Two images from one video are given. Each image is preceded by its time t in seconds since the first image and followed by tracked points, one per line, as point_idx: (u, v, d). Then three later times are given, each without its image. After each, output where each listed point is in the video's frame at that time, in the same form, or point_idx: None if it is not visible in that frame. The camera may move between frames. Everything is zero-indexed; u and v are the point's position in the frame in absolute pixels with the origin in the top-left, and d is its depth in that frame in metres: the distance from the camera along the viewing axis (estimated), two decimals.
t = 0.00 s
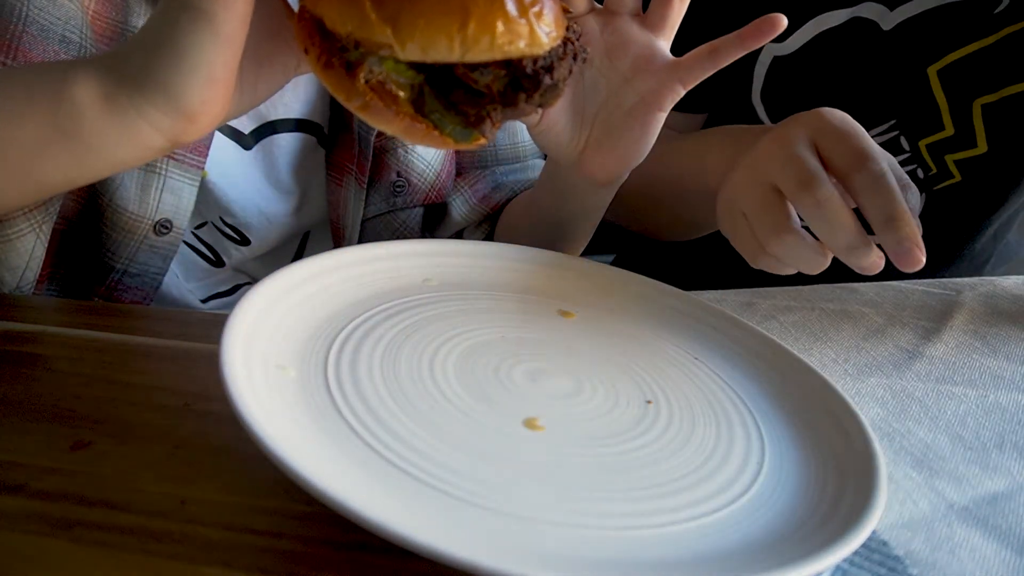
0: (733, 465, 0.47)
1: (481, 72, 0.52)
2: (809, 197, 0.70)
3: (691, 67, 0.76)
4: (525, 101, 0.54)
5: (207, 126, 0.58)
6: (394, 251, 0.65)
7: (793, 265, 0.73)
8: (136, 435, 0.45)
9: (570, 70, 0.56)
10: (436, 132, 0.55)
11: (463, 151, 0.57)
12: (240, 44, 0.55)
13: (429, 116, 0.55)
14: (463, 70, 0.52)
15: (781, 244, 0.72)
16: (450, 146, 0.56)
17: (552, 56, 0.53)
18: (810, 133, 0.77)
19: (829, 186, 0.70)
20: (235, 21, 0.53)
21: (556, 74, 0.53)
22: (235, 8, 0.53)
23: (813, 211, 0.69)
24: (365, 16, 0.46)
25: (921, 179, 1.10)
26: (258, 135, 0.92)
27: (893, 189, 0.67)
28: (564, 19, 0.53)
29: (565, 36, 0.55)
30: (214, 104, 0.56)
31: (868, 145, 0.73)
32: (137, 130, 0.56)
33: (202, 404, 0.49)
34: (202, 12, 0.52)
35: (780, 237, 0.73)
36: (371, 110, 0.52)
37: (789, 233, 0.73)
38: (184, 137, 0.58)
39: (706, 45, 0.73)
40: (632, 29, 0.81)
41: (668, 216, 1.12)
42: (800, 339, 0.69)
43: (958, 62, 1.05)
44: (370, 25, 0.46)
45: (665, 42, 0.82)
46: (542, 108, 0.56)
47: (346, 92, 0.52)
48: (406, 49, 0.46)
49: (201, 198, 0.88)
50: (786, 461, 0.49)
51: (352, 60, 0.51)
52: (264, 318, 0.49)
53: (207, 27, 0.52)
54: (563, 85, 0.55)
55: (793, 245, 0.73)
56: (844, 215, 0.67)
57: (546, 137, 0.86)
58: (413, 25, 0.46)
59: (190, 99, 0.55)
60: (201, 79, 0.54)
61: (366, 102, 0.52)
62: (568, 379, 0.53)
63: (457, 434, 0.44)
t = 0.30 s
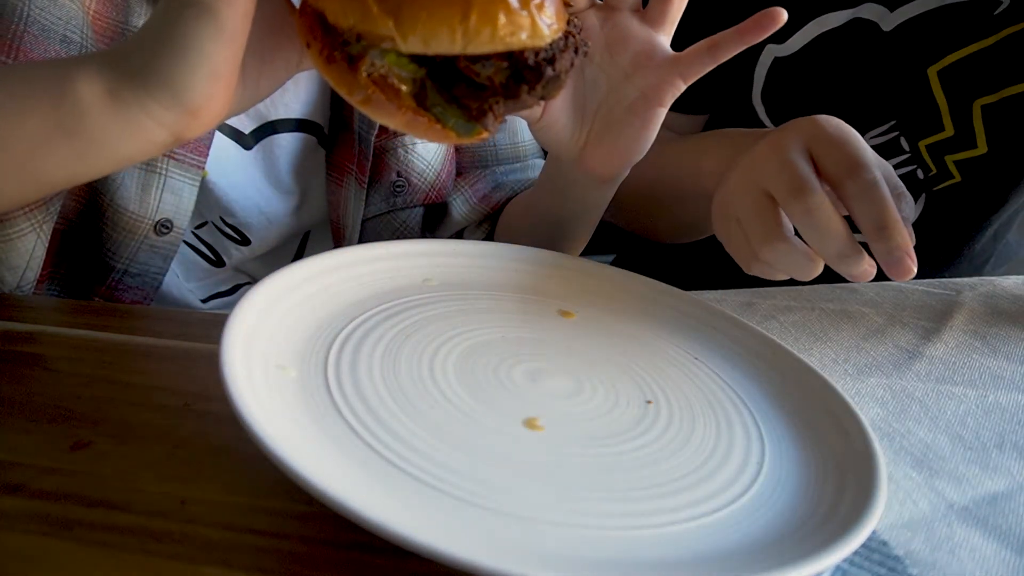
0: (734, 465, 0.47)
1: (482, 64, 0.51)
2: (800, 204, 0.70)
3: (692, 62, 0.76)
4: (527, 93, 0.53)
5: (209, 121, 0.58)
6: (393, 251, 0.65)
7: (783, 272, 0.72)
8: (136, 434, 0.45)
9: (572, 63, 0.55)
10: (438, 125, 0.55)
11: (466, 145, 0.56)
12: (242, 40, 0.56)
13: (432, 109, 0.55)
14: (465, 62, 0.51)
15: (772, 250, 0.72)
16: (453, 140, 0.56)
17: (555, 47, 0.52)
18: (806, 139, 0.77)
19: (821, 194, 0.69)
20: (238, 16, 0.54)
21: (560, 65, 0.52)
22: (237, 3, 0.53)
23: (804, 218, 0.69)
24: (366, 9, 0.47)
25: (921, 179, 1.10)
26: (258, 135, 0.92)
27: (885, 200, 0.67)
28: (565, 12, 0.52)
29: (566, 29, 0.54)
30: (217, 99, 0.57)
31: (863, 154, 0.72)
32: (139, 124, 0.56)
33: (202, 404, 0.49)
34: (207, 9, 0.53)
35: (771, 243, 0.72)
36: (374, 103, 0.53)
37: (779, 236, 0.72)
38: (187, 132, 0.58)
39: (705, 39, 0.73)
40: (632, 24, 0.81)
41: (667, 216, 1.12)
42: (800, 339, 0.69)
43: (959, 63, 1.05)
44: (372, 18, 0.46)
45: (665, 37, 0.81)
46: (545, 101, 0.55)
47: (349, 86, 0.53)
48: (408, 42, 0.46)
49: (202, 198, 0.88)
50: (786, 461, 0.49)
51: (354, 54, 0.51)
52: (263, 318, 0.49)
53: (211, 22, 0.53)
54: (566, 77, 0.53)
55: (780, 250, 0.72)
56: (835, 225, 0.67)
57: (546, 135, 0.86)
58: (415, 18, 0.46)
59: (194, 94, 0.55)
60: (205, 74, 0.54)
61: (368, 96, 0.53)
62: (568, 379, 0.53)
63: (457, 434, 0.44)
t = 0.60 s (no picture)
0: (733, 465, 0.47)
1: (483, 57, 0.51)
2: (784, 177, 0.70)
3: (693, 57, 0.76)
4: (529, 85, 0.53)
5: (211, 119, 0.58)
6: (393, 251, 0.65)
7: (780, 255, 0.71)
8: (136, 435, 0.45)
9: (572, 57, 0.55)
10: (440, 119, 0.54)
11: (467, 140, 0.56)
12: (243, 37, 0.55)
13: (433, 104, 0.54)
14: (466, 55, 0.51)
15: (764, 231, 0.72)
16: (455, 134, 0.55)
17: (555, 40, 0.52)
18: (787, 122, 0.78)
19: (803, 167, 0.70)
20: (239, 13, 0.54)
21: (560, 57, 0.53)
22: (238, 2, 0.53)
23: (788, 191, 0.69)
24: (368, 2, 0.47)
25: (920, 179, 1.10)
26: (259, 135, 0.92)
27: (868, 164, 0.67)
28: (565, 5, 0.53)
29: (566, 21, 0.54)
30: (218, 97, 0.56)
31: (844, 126, 0.73)
32: (143, 122, 0.55)
33: (202, 404, 0.49)
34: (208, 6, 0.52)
35: (761, 225, 0.72)
36: (375, 97, 0.52)
37: (769, 219, 0.72)
38: (189, 130, 0.58)
39: (706, 33, 0.73)
40: (632, 19, 0.81)
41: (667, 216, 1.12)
42: (800, 339, 0.69)
43: (957, 63, 1.06)
44: (374, 12, 0.47)
45: (666, 32, 0.82)
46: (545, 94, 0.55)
47: (349, 81, 0.52)
48: (409, 35, 0.46)
49: (202, 198, 0.88)
50: (785, 461, 0.50)
51: (354, 48, 0.51)
52: (263, 318, 0.49)
53: (212, 21, 0.52)
54: (567, 70, 0.54)
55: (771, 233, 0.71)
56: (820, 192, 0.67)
57: (546, 134, 0.86)
58: (416, 10, 0.46)
59: (196, 93, 0.55)
60: (207, 73, 0.54)
61: (369, 90, 0.52)
62: (567, 378, 0.53)
63: (457, 435, 0.44)
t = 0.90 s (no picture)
0: (734, 465, 0.47)
1: (484, 57, 0.51)
2: (747, 190, 0.69)
3: (693, 56, 0.76)
4: (530, 85, 0.53)
5: (213, 120, 0.58)
6: (394, 250, 0.65)
7: (727, 264, 0.73)
8: (136, 435, 0.45)
9: (573, 56, 0.54)
10: (441, 120, 0.54)
11: (468, 140, 0.56)
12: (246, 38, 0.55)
13: (434, 104, 0.54)
14: (466, 55, 0.51)
15: (718, 239, 0.73)
16: (456, 135, 0.55)
17: (556, 40, 0.52)
18: (771, 132, 0.76)
19: (769, 181, 0.69)
20: (242, 13, 0.53)
21: (561, 57, 0.53)
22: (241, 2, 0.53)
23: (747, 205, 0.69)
24: (369, 3, 0.47)
25: (919, 180, 1.10)
26: (259, 135, 0.92)
27: (830, 192, 0.66)
28: (566, 4, 0.53)
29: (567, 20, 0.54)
30: (220, 97, 0.56)
31: (819, 150, 0.71)
32: (145, 123, 0.55)
33: (202, 404, 0.49)
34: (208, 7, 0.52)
35: (717, 232, 0.73)
36: (375, 98, 0.52)
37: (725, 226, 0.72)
38: (190, 131, 0.58)
39: (706, 32, 0.73)
40: (634, 20, 0.81)
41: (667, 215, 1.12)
42: (800, 339, 0.69)
43: (956, 64, 1.05)
44: (374, 13, 0.47)
45: (666, 32, 0.82)
46: (546, 94, 0.55)
47: (350, 82, 0.52)
48: (410, 35, 0.46)
49: (203, 198, 0.88)
50: (785, 461, 0.50)
51: (355, 49, 0.51)
52: (263, 318, 0.49)
53: (214, 22, 0.52)
54: (568, 69, 0.54)
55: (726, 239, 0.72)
56: (777, 213, 0.67)
57: (547, 134, 0.86)
58: (416, 10, 0.46)
59: (199, 93, 0.55)
60: (209, 73, 0.54)
61: (370, 91, 0.52)
62: (565, 378, 0.53)
63: (458, 435, 0.44)
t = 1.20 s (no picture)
0: (734, 466, 0.47)
1: (486, 58, 0.51)
2: (750, 229, 0.69)
3: (695, 57, 0.75)
4: (532, 85, 0.53)
5: (216, 120, 0.58)
6: (394, 251, 0.65)
7: (712, 283, 0.74)
8: (136, 435, 0.45)
9: (575, 56, 0.54)
10: (442, 120, 0.55)
11: (470, 140, 0.56)
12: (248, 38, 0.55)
13: (435, 105, 0.54)
14: (467, 56, 0.51)
15: (710, 262, 0.73)
16: (458, 135, 0.56)
17: (558, 40, 0.52)
18: (779, 168, 0.75)
19: (774, 226, 0.68)
20: (244, 14, 0.53)
21: (563, 57, 0.52)
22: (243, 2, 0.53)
23: (749, 246, 0.68)
24: (370, 2, 0.47)
25: (921, 180, 1.10)
26: (260, 135, 0.92)
27: (828, 248, 0.67)
28: (568, 6, 0.53)
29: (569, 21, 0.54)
30: (223, 98, 0.57)
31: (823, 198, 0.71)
32: (147, 123, 0.55)
33: (203, 405, 0.49)
34: (210, 10, 0.52)
35: (711, 256, 0.73)
36: (376, 99, 0.53)
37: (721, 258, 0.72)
38: (192, 132, 0.58)
39: (708, 33, 0.73)
40: (635, 21, 0.81)
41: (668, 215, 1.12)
42: (800, 339, 0.69)
43: (958, 64, 1.06)
44: (376, 12, 0.47)
45: (667, 33, 0.83)
46: (548, 94, 0.55)
47: (352, 83, 0.52)
48: (412, 35, 0.46)
49: (203, 198, 0.88)
50: (785, 461, 0.50)
51: (357, 50, 0.51)
52: (263, 318, 0.49)
53: (216, 23, 0.52)
54: (570, 70, 0.54)
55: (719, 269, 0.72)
56: (777, 258, 0.67)
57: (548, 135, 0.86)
58: (418, 11, 0.46)
59: (201, 94, 0.55)
60: (212, 74, 0.54)
61: (371, 92, 0.53)
62: (565, 379, 0.53)
63: (458, 435, 0.44)
